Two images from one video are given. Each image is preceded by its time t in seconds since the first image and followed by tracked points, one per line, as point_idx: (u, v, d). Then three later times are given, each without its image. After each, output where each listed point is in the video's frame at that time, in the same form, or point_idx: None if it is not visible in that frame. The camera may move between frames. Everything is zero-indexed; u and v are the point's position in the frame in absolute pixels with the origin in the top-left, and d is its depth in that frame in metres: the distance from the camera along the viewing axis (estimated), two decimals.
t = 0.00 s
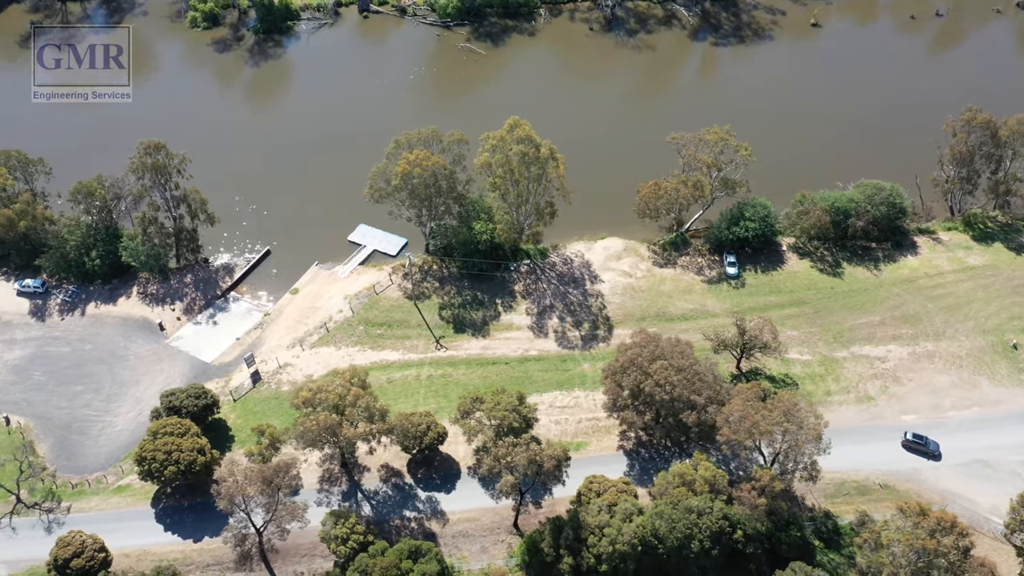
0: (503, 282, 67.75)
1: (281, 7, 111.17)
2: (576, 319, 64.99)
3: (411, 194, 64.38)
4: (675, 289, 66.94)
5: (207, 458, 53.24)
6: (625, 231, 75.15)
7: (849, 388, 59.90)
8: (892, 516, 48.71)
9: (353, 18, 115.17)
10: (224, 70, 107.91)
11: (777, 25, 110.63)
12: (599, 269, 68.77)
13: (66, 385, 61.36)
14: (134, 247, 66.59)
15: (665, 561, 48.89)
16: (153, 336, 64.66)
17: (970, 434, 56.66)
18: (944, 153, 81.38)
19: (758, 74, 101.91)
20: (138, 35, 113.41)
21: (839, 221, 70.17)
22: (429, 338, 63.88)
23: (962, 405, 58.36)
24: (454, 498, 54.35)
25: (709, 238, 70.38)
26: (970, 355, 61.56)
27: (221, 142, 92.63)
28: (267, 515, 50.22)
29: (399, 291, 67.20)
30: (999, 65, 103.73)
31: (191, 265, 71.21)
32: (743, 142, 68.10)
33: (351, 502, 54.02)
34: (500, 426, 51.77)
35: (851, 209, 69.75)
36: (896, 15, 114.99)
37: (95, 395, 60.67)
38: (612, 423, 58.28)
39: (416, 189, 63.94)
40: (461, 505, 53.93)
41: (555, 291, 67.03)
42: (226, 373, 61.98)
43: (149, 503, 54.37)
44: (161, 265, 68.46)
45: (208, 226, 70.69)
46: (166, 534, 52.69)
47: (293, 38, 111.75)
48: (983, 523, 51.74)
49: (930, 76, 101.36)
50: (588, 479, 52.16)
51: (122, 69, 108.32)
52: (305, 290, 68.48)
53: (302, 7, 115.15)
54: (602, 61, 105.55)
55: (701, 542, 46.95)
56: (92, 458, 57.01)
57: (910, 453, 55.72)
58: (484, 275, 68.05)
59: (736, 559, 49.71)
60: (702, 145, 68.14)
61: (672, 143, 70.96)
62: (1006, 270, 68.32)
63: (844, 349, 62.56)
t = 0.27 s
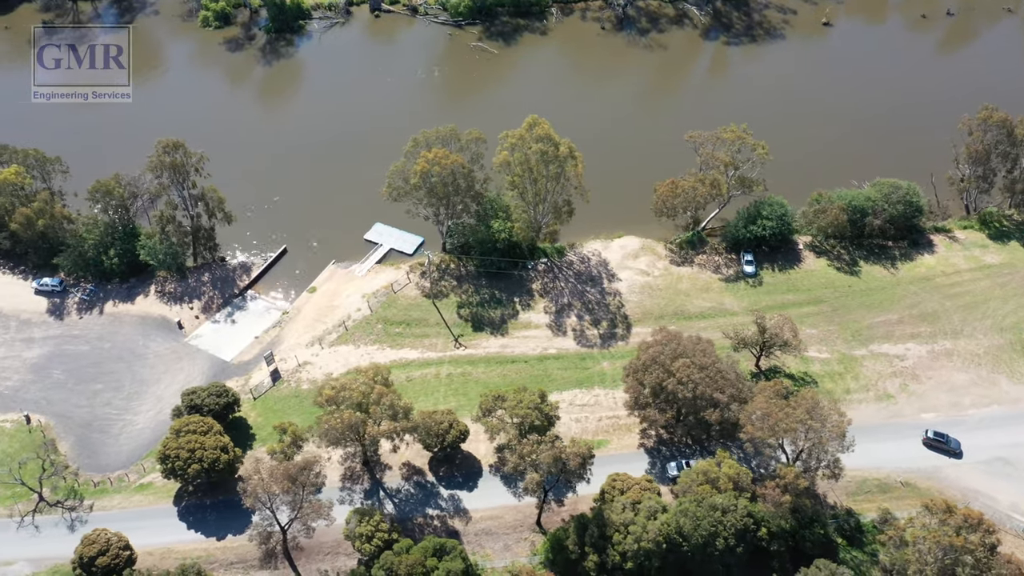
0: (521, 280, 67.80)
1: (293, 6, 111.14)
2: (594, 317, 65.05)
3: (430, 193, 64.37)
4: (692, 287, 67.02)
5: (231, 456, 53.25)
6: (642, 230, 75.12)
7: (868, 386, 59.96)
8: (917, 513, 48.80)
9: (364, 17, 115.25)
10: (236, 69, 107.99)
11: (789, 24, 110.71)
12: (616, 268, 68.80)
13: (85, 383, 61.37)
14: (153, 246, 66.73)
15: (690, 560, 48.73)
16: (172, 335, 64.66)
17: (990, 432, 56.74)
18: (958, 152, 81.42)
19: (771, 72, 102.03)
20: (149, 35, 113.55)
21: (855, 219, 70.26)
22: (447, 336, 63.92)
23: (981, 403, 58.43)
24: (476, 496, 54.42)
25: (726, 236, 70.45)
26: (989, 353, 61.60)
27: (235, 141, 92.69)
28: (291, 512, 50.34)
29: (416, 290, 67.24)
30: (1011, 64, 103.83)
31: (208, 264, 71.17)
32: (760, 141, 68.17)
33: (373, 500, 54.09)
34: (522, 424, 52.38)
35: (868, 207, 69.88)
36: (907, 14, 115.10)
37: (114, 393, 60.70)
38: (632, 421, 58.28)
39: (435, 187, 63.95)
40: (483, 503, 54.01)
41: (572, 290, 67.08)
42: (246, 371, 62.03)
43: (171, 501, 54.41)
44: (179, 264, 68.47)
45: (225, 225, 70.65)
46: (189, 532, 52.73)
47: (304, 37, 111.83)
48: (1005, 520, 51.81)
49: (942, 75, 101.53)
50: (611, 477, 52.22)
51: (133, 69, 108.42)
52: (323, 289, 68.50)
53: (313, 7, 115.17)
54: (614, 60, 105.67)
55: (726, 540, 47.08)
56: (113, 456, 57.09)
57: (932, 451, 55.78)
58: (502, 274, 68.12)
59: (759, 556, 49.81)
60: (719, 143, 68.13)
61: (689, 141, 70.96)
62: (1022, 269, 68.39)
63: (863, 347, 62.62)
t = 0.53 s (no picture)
0: (538, 279, 67.84)
1: (305, 5, 111.17)
2: (612, 315, 65.10)
3: (448, 191, 64.41)
4: (709, 286, 67.10)
5: (253, 455, 53.22)
6: (658, 229, 75.10)
7: (887, 384, 60.02)
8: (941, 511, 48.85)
9: (375, 16, 115.37)
10: (249, 68, 108.14)
11: (800, 23, 110.79)
12: (633, 267, 68.84)
13: (104, 382, 61.44)
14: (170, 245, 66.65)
15: (714, 558, 48.86)
16: (190, 334, 64.66)
17: (1010, 430, 56.79)
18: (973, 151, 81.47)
19: (783, 71, 102.12)
20: (160, 35, 113.78)
21: (872, 218, 70.38)
22: (466, 335, 63.96)
23: (1001, 402, 58.47)
24: (498, 494, 54.48)
25: (742, 235, 70.53)
26: (1007, 352, 61.61)
27: (250, 140, 92.80)
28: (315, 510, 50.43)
29: (434, 289, 67.27)
30: None
31: (225, 263, 71.15)
32: (776, 139, 68.24)
33: (395, 498, 54.12)
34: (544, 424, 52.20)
35: (885, 206, 69.99)
36: (918, 13, 115.19)
37: (134, 392, 60.76)
38: (652, 419, 58.27)
39: (453, 185, 63.98)
40: (505, 501, 54.08)
41: (590, 288, 67.15)
42: (265, 370, 62.04)
43: (193, 499, 54.49)
44: (196, 263, 68.52)
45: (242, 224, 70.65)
46: (212, 530, 52.80)
47: (316, 36, 111.92)
48: None
49: (955, 74, 101.68)
50: (634, 475, 52.31)
51: (145, 69, 108.66)
52: (340, 288, 68.53)
53: (324, 6, 115.23)
54: (626, 60, 105.78)
55: (750, 537, 47.18)
56: (134, 455, 57.22)
57: (952, 449, 55.81)
58: (519, 272, 68.17)
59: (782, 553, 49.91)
60: (736, 142, 68.10)
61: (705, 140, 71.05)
62: None
63: (881, 345, 62.67)
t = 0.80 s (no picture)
0: (559, 278, 67.89)
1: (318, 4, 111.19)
2: (633, 314, 65.16)
3: (470, 189, 64.49)
4: (730, 284, 67.17)
5: (279, 453, 53.26)
6: (676, 228, 75.18)
7: (909, 382, 60.11)
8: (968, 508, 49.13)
9: (389, 16, 115.45)
10: (263, 67, 108.19)
11: (813, 22, 110.82)
12: (653, 265, 68.91)
13: (127, 381, 61.48)
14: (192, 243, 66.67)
15: (742, 555, 49.01)
16: (212, 332, 64.70)
17: None
18: (991, 150, 81.50)
19: (798, 70, 102.08)
20: (173, 36, 114.04)
21: (892, 216, 70.47)
22: (487, 333, 63.97)
23: None
24: (524, 492, 54.53)
25: (762, 233, 70.63)
26: None
27: (266, 139, 92.78)
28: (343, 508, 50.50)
29: (455, 287, 67.29)
30: None
31: (245, 261, 71.17)
32: (797, 138, 68.23)
33: (421, 496, 54.19)
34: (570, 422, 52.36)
35: (905, 205, 70.03)
36: (931, 13, 115.23)
37: (157, 391, 60.78)
38: (676, 417, 58.33)
39: (475, 184, 64.07)
40: (531, 499, 54.13)
41: (610, 287, 67.22)
42: (287, 369, 62.09)
43: (219, 497, 54.49)
44: (217, 262, 68.52)
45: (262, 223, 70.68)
46: (238, 528, 52.83)
47: (330, 35, 112.00)
48: None
49: (970, 73, 101.77)
50: (660, 473, 52.36)
51: (159, 69, 108.94)
52: (360, 286, 68.59)
53: (337, 5, 115.32)
54: (640, 59, 105.77)
55: (780, 535, 47.23)
56: (158, 453, 57.23)
57: (976, 447, 55.91)
58: (540, 271, 68.20)
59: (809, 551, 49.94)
60: (757, 141, 67.90)
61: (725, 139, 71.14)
62: None
63: (903, 343, 62.74)
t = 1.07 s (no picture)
0: (578, 276, 67.91)
1: (331, 4, 111.18)
2: (653, 313, 65.19)
3: (490, 188, 64.57)
4: (749, 283, 67.24)
5: (305, 451, 53.31)
6: (694, 226, 75.25)
7: (931, 380, 60.11)
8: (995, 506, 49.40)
9: (402, 15, 115.54)
10: (277, 67, 108.26)
11: (826, 22, 110.80)
12: (672, 264, 68.94)
13: (149, 379, 61.46)
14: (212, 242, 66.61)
15: (768, 553, 49.17)
16: (233, 331, 64.68)
17: None
18: (1008, 148, 81.44)
19: (812, 69, 102.08)
20: (185, 36, 114.11)
21: (911, 215, 70.51)
22: (508, 332, 63.96)
23: None
24: (548, 490, 54.57)
25: (781, 232, 70.72)
26: None
27: (282, 139, 92.77)
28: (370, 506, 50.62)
29: (475, 286, 67.32)
30: None
31: (264, 260, 71.17)
32: (816, 137, 68.22)
33: (446, 494, 54.26)
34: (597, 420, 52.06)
35: (924, 204, 70.07)
36: (943, 12, 115.22)
37: (179, 389, 60.75)
38: (699, 416, 58.36)
39: (495, 183, 64.17)
40: (556, 498, 54.17)
41: (630, 286, 67.27)
42: (309, 368, 62.09)
43: (244, 496, 54.60)
44: (236, 261, 68.48)
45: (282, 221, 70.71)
46: (264, 527, 52.92)
47: (343, 35, 112.07)
48: None
49: (984, 73, 101.82)
50: (686, 472, 52.44)
51: (171, 69, 109.05)
52: (380, 285, 68.61)
53: (350, 5, 115.38)
54: (654, 58, 105.88)
55: (807, 533, 47.23)
56: (182, 452, 57.18)
57: (999, 445, 55.90)
58: (559, 270, 68.23)
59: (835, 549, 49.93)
60: (777, 140, 67.98)
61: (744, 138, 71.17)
62: None
63: (923, 342, 62.75)
